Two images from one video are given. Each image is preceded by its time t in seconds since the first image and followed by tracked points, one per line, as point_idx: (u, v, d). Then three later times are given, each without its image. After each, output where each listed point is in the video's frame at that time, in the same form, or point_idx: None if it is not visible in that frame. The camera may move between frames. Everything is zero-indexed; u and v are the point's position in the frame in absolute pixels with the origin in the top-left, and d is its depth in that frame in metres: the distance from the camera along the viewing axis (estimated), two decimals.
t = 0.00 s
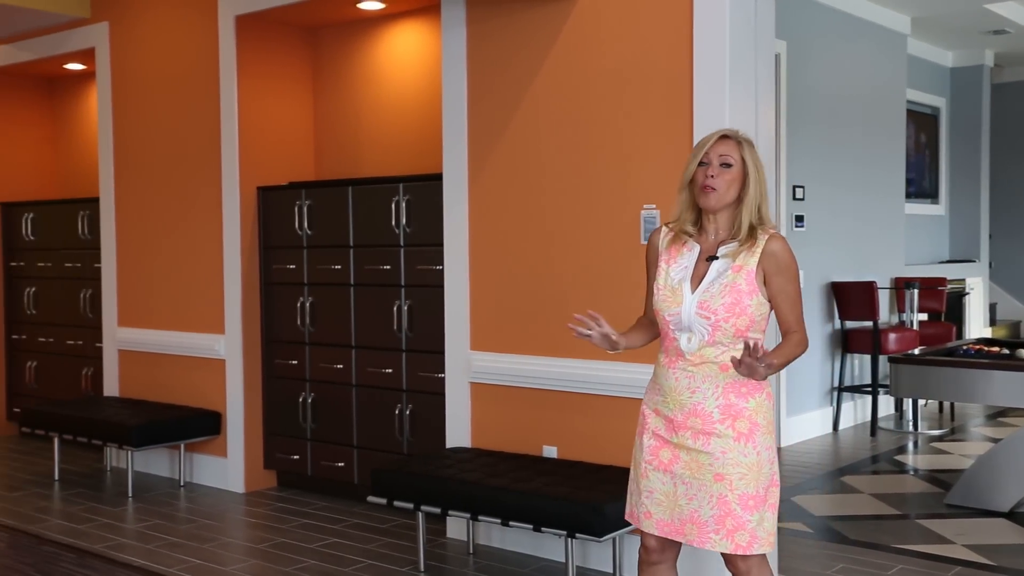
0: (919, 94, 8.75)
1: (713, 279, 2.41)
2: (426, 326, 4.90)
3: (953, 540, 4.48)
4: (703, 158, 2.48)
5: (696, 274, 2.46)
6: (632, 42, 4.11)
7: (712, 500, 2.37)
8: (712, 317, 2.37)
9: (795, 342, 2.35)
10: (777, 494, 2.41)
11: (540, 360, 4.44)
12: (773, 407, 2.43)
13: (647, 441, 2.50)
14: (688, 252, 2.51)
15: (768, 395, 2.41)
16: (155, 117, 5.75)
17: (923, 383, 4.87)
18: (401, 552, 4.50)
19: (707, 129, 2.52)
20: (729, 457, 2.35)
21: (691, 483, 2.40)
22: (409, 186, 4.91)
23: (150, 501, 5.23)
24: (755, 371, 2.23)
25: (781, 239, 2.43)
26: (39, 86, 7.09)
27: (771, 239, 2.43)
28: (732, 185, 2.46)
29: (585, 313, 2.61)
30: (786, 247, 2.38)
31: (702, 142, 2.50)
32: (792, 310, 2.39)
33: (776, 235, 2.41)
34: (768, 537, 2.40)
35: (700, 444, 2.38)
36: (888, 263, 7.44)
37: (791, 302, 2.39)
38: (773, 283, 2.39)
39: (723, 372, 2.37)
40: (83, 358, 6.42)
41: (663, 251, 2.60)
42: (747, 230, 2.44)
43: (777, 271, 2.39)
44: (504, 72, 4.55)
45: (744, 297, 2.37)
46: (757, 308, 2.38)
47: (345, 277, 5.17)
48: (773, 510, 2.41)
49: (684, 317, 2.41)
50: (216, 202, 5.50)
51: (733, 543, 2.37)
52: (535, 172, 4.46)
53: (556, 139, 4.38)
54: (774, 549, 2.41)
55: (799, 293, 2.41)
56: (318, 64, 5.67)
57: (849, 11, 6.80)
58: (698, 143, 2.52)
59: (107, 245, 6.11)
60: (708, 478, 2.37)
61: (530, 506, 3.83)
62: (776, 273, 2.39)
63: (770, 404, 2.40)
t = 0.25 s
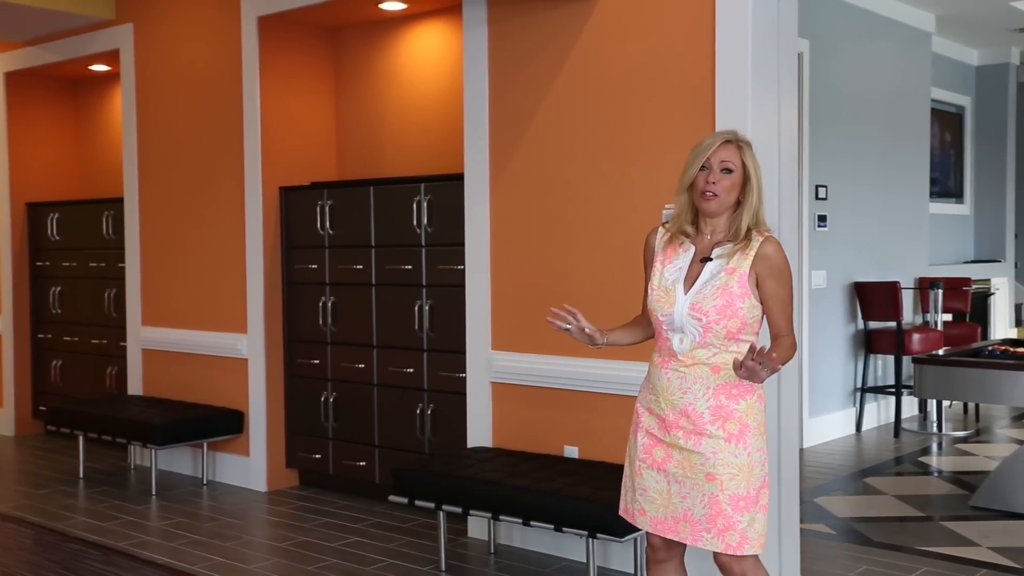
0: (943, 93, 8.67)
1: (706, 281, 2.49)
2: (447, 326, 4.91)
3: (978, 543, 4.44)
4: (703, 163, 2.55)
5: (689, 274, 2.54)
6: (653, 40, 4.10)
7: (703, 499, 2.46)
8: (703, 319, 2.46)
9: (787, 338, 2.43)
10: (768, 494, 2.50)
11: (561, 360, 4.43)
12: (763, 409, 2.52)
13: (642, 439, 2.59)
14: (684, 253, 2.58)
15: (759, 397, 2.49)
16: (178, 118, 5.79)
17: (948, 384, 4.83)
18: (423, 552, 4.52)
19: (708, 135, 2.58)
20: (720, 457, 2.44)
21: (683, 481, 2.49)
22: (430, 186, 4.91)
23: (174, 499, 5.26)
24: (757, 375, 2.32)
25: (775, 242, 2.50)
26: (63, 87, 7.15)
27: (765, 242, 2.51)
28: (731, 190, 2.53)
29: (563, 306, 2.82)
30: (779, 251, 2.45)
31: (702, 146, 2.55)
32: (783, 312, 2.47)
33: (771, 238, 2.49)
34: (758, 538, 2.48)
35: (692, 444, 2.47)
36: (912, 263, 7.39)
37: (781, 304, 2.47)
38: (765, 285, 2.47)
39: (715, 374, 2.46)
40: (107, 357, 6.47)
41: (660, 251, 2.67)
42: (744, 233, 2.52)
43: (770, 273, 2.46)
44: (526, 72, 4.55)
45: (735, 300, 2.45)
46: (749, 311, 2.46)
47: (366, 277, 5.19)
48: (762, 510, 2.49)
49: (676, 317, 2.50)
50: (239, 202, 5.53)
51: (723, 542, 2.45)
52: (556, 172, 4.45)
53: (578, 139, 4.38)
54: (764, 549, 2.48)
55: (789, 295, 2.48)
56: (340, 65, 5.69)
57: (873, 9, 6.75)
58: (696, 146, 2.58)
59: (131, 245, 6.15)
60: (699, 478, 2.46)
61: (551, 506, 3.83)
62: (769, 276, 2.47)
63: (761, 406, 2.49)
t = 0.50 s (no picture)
0: (970, 91, 8.59)
1: (715, 284, 2.53)
2: (471, 326, 4.91)
3: (1006, 546, 4.40)
4: (700, 170, 2.57)
5: (697, 278, 2.58)
6: (676, 38, 4.09)
7: (709, 497, 2.50)
8: (714, 323, 2.50)
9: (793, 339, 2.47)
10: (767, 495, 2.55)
11: (584, 360, 4.41)
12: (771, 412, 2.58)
13: (652, 441, 2.63)
14: (690, 257, 2.62)
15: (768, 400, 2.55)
16: (204, 119, 5.83)
17: (976, 385, 4.79)
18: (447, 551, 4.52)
19: (702, 141, 2.60)
20: (728, 456, 2.49)
21: (692, 480, 2.53)
22: (454, 186, 4.92)
23: (199, 497, 5.30)
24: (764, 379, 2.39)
25: (781, 244, 2.54)
26: (91, 88, 7.21)
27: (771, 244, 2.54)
28: (730, 194, 2.56)
29: (564, 311, 2.79)
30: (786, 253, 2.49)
31: (697, 154, 2.59)
32: (789, 315, 2.51)
33: (777, 240, 2.53)
34: (749, 536, 2.53)
35: (702, 444, 2.51)
36: (939, 263, 7.32)
37: (788, 307, 2.52)
38: (774, 288, 2.52)
39: (726, 376, 2.50)
40: (134, 356, 6.52)
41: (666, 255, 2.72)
42: (748, 236, 2.55)
43: (778, 275, 2.52)
44: (550, 71, 4.54)
45: (745, 303, 2.50)
46: (758, 314, 2.51)
47: (390, 277, 5.20)
48: (757, 510, 2.54)
49: (686, 321, 2.54)
50: (264, 202, 5.56)
51: (721, 540, 2.48)
52: (580, 172, 4.45)
53: (601, 139, 4.37)
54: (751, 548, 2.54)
55: (796, 298, 2.53)
56: (364, 66, 5.71)
57: (899, 7, 6.70)
58: (693, 153, 2.61)
59: (157, 245, 6.20)
60: (705, 476, 2.50)
61: (575, 507, 3.83)
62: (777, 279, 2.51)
63: (770, 408, 2.54)
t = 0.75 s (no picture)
0: (1002, 89, 8.49)
1: (731, 285, 2.53)
2: (498, 326, 4.91)
3: None
4: (715, 169, 2.58)
5: (712, 280, 2.58)
6: (704, 37, 4.07)
7: (732, 499, 2.47)
8: (732, 325, 2.49)
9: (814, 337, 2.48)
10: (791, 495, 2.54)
11: (610, 359, 4.40)
12: (792, 411, 2.57)
13: (672, 445, 2.62)
14: (705, 258, 2.62)
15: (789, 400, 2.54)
16: (232, 119, 5.87)
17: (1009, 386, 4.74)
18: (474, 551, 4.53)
19: (715, 140, 2.62)
20: (751, 457, 2.47)
21: (714, 482, 2.51)
22: (481, 186, 4.92)
23: (228, 495, 5.33)
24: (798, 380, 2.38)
25: (796, 243, 2.54)
26: (122, 90, 7.28)
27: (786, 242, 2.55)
28: (745, 192, 2.57)
29: (578, 313, 2.83)
30: (802, 251, 2.50)
31: (711, 153, 2.59)
32: (808, 313, 2.52)
33: (792, 239, 2.53)
34: (775, 537, 2.51)
35: (724, 445, 2.49)
36: (970, 263, 7.24)
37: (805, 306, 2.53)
38: (791, 287, 2.52)
39: (745, 376, 2.50)
40: (164, 355, 6.58)
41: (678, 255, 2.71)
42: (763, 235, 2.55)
43: (794, 274, 2.51)
44: (577, 71, 4.54)
45: (763, 304, 2.50)
46: (776, 314, 2.51)
47: (417, 276, 5.21)
48: (783, 510, 2.53)
49: (703, 324, 2.53)
50: (291, 202, 5.59)
51: (746, 542, 2.46)
52: (607, 172, 4.44)
53: (629, 138, 4.35)
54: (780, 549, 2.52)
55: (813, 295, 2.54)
56: (391, 66, 5.72)
57: (929, 4, 6.64)
58: (706, 153, 2.62)
59: (187, 245, 6.25)
60: (728, 478, 2.48)
61: (603, 507, 3.82)
62: (794, 278, 2.51)
63: (790, 408, 2.53)
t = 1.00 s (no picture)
0: None
1: (742, 284, 2.44)
2: (523, 326, 4.91)
3: None
4: (729, 165, 2.50)
5: (724, 279, 2.49)
6: (731, 35, 4.05)
7: (749, 509, 2.39)
8: (744, 325, 2.41)
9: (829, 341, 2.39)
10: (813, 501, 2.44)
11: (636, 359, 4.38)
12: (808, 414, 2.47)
13: (686, 452, 2.54)
14: (716, 258, 2.54)
15: (805, 403, 2.44)
16: (259, 120, 5.91)
17: None
18: (499, 551, 4.53)
19: (729, 135, 2.54)
20: (766, 465, 2.38)
21: (730, 492, 2.43)
22: (506, 186, 4.92)
23: (255, 494, 5.37)
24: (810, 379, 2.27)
25: (810, 242, 2.46)
26: (150, 91, 7.35)
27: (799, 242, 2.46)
28: (759, 189, 2.49)
29: (586, 318, 2.77)
30: (817, 251, 2.41)
31: (726, 148, 2.50)
32: (822, 315, 2.44)
33: (805, 238, 2.45)
34: (802, 546, 2.42)
35: (737, 453, 2.41)
36: (1000, 263, 7.17)
37: (820, 307, 2.44)
38: (805, 288, 2.43)
39: (758, 380, 2.41)
40: (191, 354, 6.63)
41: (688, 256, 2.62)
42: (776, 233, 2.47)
43: (809, 275, 2.42)
44: (602, 71, 4.52)
45: (775, 303, 2.41)
46: (789, 314, 2.42)
47: (443, 276, 5.22)
48: (807, 517, 2.44)
49: (715, 325, 2.45)
50: (317, 203, 5.62)
51: (768, 553, 2.38)
52: (632, 171, 4.42)
53: (654, 138, 4.34)
54: (806, 559, 2.43)
55: (828, 298, 2.44)
56: (417, 66, 5.74)
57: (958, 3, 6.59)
58: (719, 148, 2.52)
59: (214, 245, 6.30)
60: (745, 487, 2.40)
61: (628, 507, 3.81)
62: (808, 277, 2.42)
63: (807, 411, 2.44)
